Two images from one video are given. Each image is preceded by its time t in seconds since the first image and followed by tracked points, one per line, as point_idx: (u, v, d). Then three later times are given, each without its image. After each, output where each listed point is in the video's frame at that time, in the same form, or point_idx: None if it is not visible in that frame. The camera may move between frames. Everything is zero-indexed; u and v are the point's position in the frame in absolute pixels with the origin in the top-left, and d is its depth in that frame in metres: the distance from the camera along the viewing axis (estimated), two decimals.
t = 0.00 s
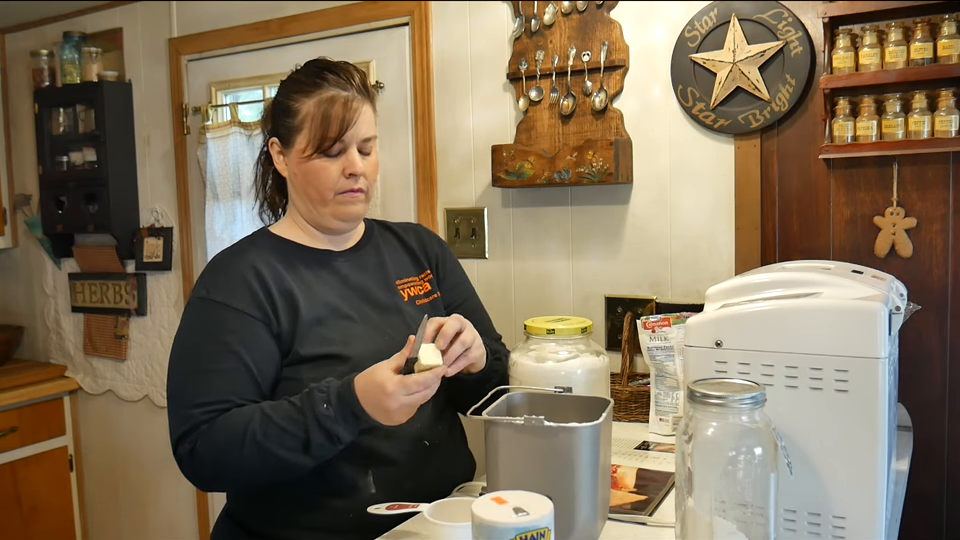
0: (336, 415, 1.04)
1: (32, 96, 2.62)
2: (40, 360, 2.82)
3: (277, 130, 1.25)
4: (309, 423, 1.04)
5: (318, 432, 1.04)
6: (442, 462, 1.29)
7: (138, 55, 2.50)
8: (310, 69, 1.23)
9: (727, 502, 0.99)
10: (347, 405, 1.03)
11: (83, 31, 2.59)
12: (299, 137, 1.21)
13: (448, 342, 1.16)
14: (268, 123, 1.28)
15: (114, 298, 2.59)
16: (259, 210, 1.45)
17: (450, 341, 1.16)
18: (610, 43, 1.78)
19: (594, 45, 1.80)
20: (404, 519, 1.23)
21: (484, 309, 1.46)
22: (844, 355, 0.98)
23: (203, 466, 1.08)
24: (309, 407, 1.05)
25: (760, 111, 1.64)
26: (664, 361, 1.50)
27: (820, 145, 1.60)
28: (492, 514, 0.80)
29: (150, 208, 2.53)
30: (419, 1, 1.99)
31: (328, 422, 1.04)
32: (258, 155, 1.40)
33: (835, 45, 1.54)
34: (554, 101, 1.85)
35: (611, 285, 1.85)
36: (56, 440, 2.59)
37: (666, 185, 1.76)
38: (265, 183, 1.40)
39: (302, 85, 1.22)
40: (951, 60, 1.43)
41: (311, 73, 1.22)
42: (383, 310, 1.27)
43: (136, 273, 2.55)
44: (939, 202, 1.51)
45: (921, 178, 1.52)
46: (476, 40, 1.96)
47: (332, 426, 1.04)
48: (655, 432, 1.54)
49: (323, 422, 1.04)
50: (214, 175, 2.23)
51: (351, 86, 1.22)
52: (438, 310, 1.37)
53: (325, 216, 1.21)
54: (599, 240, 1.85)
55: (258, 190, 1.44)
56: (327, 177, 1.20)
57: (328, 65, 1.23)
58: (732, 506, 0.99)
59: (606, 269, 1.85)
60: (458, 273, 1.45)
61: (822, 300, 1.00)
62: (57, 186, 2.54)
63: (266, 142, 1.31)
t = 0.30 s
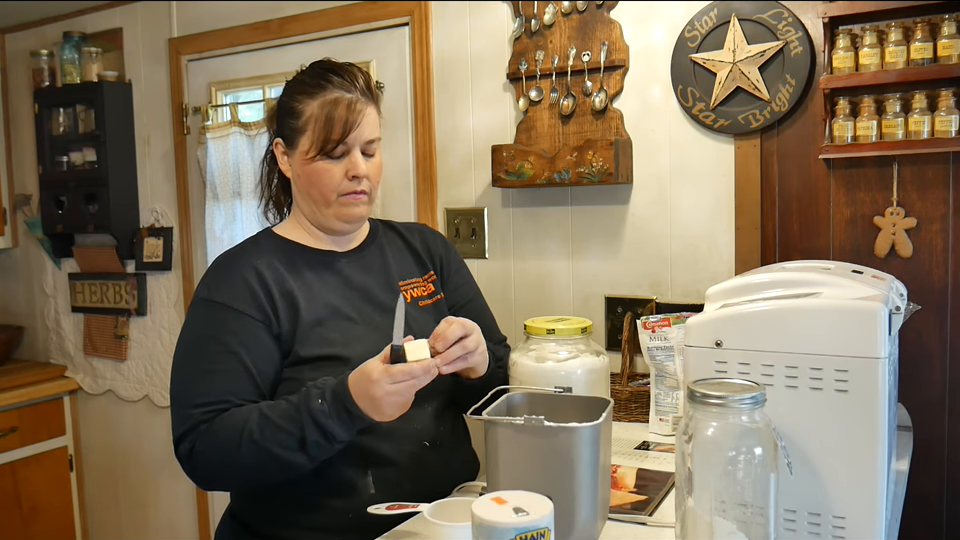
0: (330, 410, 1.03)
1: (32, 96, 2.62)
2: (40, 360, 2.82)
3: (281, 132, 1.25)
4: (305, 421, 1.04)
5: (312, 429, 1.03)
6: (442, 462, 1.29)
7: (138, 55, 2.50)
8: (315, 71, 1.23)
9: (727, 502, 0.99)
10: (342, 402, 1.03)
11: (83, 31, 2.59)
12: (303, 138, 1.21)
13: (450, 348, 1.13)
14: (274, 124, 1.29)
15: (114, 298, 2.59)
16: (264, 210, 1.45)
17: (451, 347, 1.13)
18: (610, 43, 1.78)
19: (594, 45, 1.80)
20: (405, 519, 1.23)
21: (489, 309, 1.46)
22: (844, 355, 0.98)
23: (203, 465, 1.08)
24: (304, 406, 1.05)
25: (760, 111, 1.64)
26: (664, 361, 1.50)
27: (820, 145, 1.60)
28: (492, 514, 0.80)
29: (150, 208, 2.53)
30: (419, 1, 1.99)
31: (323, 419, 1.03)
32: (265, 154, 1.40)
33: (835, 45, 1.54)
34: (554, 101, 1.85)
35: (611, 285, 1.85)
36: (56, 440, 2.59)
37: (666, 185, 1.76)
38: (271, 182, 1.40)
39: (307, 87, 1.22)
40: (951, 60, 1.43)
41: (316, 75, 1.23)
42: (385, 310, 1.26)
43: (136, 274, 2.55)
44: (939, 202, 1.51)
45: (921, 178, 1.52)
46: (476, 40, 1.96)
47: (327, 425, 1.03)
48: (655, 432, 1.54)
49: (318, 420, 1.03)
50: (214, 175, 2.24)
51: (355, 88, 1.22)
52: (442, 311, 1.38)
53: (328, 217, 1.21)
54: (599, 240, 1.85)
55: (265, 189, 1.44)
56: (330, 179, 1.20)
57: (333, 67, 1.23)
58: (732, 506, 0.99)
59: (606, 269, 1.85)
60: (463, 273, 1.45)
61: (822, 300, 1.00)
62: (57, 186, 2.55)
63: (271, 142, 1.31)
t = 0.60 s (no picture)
0: (330, 408, 1.03)
1: (32, 96, 2.62)
2: (40, 360, 2.82)
3: (282, 131, 1.25)
4: (306, 421, 1.04)
5: (313, 429, 1.03)
6: (442, 462, 1.29)
7: (138, 55, 2.50)
8: (316, 70, 1.23)
9: (727, 502, 0.99)
10: (340, 400, 1.03)
11: (83, 31, 2.59)
12: (304, 137, 1.21)
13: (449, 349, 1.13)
14: (275, 123, 1.29)
15: (114, 298, 2.59)
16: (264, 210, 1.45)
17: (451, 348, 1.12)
18: (610, 43, 1.78)
19: (594, 45, 1.80)
20: (404, 519, 1.24)
21: (489, 309, 1.46)
22: (844, 355, 0.98)
23: (202, 464, 1.09)
24: (306, 406, 1.04)
25: (760, 111, 1.64)
26: (664, 361, 1.50)
27: (820, 145, 1.60)
28: (492, 514, 0.80)
29: (150, 208, 2.53)
30: (419, 1, 1.99)
31: (323, 419, 1.03)
32: (265, 153, 1.40)
33: (835, 45, 1.54)
34: (554, 101, 1.85)
35: (611, 285, 1.85)
36: (56, 439, 2.59)
37: (666, 185, 1.76)
38: (271, 181, 1.40)
39: (308, 86, 1.22)
40: (951, 60, 1.43)
41: (317, 74, 1.22)
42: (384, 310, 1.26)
43: (136, 274, 2.55)
44: (939, 202, 1.51)
45: (921, 178, 1.52)
46: (476, 40, 1.96)
47: (327, 426, 1.03)
48: (655, 432, 1.54)
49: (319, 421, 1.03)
50: (214, 175, 2.24)
51: (356, 88, 1.22)
52: (440, 312, 1.37)
53: (328, 216, 1.21)
54: (599, 240, 1.85)
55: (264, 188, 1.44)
56: (331, 178, 1.20)
57: (334, 66, 1.23)
58: (732, 506, 0.99)
59: (606, 269, 1.85)
60: (462, 274, 1.45)
61: (822, 300, 1.00)
62: (57, 186, 2.55)
63: (272, 141, 1.31)
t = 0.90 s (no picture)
0: (325, 418, 1.03)
1: (32, 96, 2.62)
2: (40, 360, 2.82)
3: (281, 129, 1.25)
4: (299, 429, 1.03)
5: (305, 437, 1.03)
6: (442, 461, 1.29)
7: (139, 55, 2.50)
8: (316, 68, 1.23)
9: (727, 502, 0.99)
10: (336, 408, 1.02)
11: (83, 31, 2.59)
12: (303, 135, 1.21)
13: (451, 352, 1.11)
14: (273, 121, 1.29)
15: (114, 298, 2.59)
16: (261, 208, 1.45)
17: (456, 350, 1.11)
18: (610, 43, 1.78)
19: (594, 45, 1.80)
20: (404, 519, 1.24)
21: (487, 310, 1.44)
22: (844, 355, 0.98)
23: (195, 465, 1.09)
24: (300, 413, 1.04)
25: (760, 111, 1.64)
26: (664, 361, 1.50)
27: (820, 145, 1.60)
28: (493, 514, 0.80)
29: (150, 208, 2.53)
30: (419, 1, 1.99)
31: (318, 427, 1.02)
32: (263, 151, 1.40)
33: (835, 45, 1.54)
34: (554, 101, 1.85)
35: (611, 285, 1.85)
36: (56, 439, 2.59)
37: (666, 185, 1.76)
38: (268, 180, 1.40)
39: (308, 84, 1.22)
40: (951, 60, 1.43)
41: (318, 72, 1.22)
42: (380, 311, 1.26)
43: (136, 273, 2.55)
44: (939, 202, 1.51)
45: (921, 178, 1.52)
46: (476, 40, 1.96)
47: (320, 434, 1.02)
48: (655, 432, 1.54)
49: (313, 428, 1.03)
50: (214, 175, 2.24)
51: (356, 87, 1.22)
52: (437, 313, 1.36)
53: (327, 215, 1.22)
54: (599, 240, 1.85)
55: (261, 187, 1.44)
56: (330, 177, 1.20)
57: (334, 65, 1.23)
58: (732, 506, 0.99)
59: (606, 269, 1.85)
60: (459, 274, 1.43)
61: (822, 300, 1.00)
62: (57, 186, 2.55)
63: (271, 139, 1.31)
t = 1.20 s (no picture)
0: (310, 419, 1.03)
1: (32, 96, 2.62)
2: (40, 360, 2.82)
3: (278, 128, 1.25)
4: (284, 430, 1.04)
5: (290, 435, 1.03)
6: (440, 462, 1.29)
7: (138, 55, 2.50)
8: (314, 67, 1.23)
9: (727, 502, 0.99)
10: (321, 407, 1.02)
11: (83, 31, 2.59)
12: (300, 135, 1.21)
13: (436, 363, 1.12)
14: (271, 120, 1.29)
15: (114, 298, 2.59)
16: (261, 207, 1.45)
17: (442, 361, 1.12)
18: (610, 43, 1.78)
19: (594, 45, 1.80)
20: (404, 519, 1.24)
21: (486, 311, 1.44)
22: (844, 355, 0.98)
23: (185, 466, 1.10)
24: (286, 413, 1.05)
25: (760, 111, 1.64)
26: (664, 361, 1.50)
27: (820, 145, 1.60)
28: (492, 514, 0.80)
29: (150, 208, 2.53)
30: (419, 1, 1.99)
31: (303, 427, 1.03)
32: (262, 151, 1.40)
33: (835, 45, 1.54)
34: (554, 101, 1.85)
35: (611, 285, 1.85)
36: (56, 439, 2.59)
37: (666, 185, 1.76)
38: (268, 179, 1.40)
39: (305, 83, 1.22)
40: (951, 60, 1.43)
41: (314, 71, 1.22)
42: (376, 312, 1.25)
43: (136, 273, 2.55)
44: (939, 202, 1.51)
45: (921, 178, 1.52)
46: (476, 40, 1.96)
47: (305, 435, 1.03)
48: (655, 432, 1.54)
49: (298, 430, 1.03)
50: (214, 175, 2.24)
51: (353, 86, 1.22)
52: (435, 314, 1.36)
53: (324, 216, 1.21)
54: (599, 240, 1.85)
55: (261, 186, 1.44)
56: (326, 177, 1.20)
57: (331, 64, 1.23)
58: (732, 506, 0.99)
59: (606, 269, 1.85)
60: (459, 273, 1.43)
61: (822, 300, 1.00)
62: (57, 186, 2.55)
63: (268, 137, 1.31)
